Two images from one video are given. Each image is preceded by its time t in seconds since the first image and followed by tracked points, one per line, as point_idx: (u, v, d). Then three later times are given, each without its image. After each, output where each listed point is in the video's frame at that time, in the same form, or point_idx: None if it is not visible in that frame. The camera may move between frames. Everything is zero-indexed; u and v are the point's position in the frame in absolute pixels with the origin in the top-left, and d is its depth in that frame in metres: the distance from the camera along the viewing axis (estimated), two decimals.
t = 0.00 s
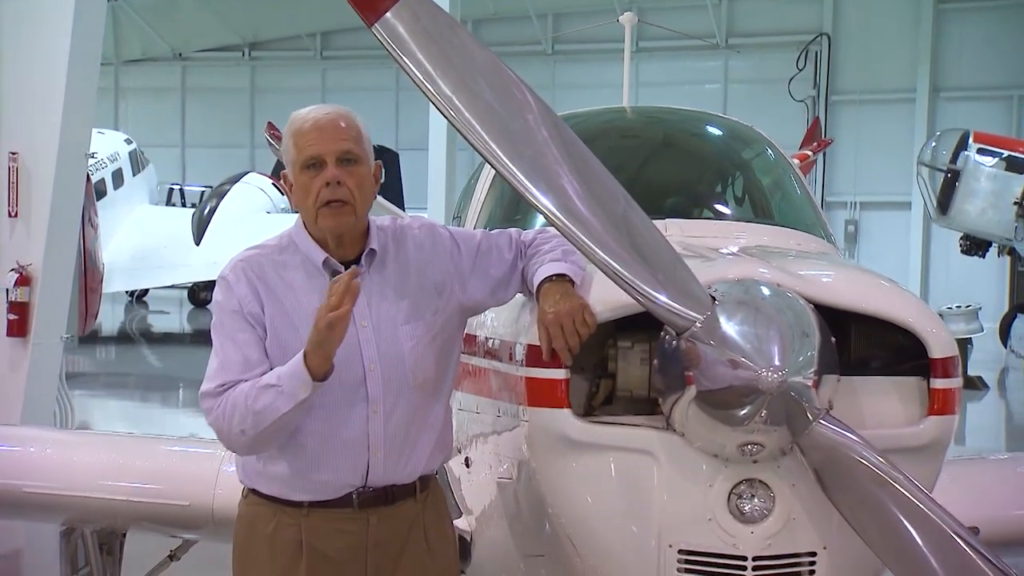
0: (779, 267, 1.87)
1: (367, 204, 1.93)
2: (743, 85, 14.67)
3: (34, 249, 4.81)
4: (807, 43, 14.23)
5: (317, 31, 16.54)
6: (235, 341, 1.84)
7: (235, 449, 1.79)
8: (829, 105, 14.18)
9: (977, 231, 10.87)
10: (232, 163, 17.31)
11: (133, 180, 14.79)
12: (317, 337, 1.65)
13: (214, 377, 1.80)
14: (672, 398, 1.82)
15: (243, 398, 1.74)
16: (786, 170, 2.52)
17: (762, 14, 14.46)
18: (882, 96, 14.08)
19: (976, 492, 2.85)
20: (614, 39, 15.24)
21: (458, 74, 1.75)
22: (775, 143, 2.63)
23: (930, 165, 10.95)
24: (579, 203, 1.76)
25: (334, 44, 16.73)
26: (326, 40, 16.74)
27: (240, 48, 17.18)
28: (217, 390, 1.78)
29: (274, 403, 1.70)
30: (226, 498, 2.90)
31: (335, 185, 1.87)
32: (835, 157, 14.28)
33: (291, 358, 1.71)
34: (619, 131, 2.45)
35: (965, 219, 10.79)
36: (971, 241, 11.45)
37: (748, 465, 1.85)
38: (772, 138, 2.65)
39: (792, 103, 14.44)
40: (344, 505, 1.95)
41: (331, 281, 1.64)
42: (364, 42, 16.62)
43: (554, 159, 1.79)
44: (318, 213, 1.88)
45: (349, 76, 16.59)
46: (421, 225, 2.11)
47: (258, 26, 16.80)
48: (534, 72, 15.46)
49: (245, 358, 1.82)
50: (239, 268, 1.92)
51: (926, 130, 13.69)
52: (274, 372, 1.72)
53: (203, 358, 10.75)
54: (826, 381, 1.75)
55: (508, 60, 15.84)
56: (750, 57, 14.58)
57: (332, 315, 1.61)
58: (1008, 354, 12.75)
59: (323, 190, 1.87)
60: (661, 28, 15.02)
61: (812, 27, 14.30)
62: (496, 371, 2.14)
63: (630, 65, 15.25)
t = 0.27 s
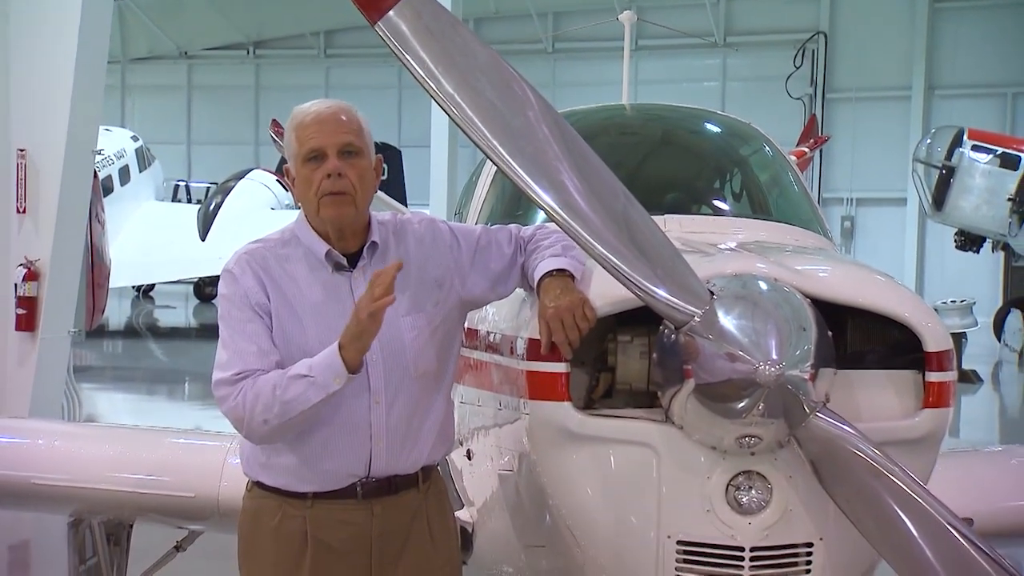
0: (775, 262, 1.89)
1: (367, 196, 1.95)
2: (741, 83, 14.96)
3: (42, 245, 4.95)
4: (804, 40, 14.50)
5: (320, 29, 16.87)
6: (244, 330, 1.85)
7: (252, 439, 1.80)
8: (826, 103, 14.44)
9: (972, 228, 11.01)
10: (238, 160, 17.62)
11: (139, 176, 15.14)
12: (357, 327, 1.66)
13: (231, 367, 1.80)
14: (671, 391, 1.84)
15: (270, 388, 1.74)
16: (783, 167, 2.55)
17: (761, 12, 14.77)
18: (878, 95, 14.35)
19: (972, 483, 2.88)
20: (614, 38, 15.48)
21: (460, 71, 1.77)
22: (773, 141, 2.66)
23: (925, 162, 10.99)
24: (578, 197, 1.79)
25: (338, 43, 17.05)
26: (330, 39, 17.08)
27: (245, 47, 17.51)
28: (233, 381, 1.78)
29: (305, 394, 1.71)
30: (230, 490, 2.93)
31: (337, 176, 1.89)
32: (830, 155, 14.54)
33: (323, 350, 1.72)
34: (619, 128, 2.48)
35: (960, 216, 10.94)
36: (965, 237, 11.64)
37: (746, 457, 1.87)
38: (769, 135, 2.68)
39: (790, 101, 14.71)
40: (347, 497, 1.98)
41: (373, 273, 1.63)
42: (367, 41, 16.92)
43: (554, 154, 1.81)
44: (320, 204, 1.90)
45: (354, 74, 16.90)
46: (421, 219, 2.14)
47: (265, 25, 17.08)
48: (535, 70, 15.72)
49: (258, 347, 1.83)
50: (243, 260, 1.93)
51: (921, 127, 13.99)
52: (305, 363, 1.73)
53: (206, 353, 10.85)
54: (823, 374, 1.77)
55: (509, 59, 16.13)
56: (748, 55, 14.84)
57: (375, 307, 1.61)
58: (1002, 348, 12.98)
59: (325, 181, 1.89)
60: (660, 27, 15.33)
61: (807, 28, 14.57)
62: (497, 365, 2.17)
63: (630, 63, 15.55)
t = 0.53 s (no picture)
0: (773, 256, 1.92)
1: (373, 189, 1.98)
2: (736, 80, 15.47)
3: (50, 240, 5.11)
4: (800, 39, 14.96)
5: (325, 28, 17.39)
6: (250, 327, 1.88)
7: (260, 436, 1.84)
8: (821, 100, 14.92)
9: (965, 223, 11.72)
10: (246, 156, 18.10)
11: (145, 172, 15.56)
12: (375, 338, 1.71)
13: (237, 366, 1.84)
14: (670, 383, 1.87)
15: (284, 391, 1.79)
16: (780, 163, 2.58)
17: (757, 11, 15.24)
18: (867, 93, 14.88)
19: (967, 474, 2.91)
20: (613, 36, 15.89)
21: (462, 68, 1.80)
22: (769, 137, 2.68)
23: (920, 158, 11.67)
24: (579, 192, 1.82)
25: (341, 41, 17.45)
26: (334, 37, 17.38)
27: (250, 45, 18.00)
28: (243, 380, 1.82)
29: (321, 401, 1.76)
30: (237, 480, 2.97)
31: (346, 169, 1.91)
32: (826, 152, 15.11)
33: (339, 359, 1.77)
34: (618, 125, 2.51)
35: (954, 212, 11.65)
36: (960, 233, 12.44)
37: (743, 448, 1.90)
38: (766, 131, 2.71)
39: (787, 98, 15.22)
40: (352, 487, 2.01)
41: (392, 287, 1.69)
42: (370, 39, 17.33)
43: (555, 150, 1.84)
44: (329, 199, 1.92)
45: (358, 72, 17.32)
46: (424, 214, 2.16)
47: (275, 25, 17.56)
48: (535, 68, 16.14)
49: (265, 344, 1.87)
50: (249, 255, 1.96)
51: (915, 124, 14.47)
52: (321, 372, 1.78)
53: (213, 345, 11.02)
54: (819, 366, 1.80)
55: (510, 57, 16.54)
56: (745, 53, 15.36)
57: (395, 322, 1.68)
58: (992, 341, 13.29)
59: (334, 174, 1.91)
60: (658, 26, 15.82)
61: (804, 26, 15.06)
62: (498, 358, 2.20)
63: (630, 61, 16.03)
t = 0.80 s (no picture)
0: (771, 249, 1.95)
1: (377, 183, 2.00)
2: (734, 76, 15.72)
3: (57, 233, 5.13)
4: (798, 35, 15.25)
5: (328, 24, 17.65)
6: (251, 323, 1.92)
7: (259, 433, 1.89)
8: (818, 96, 15.19)
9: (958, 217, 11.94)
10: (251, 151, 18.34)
11: (151, 167, 15.55)
12: (374, 344, 1.76)
13: (236, 365, 1.88)
14: (668, 374, 1.89)
15: (283, 393, 1.83)
16: (777, 157, 2.61)
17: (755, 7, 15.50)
18: (863, 87, 15.12)
19: (964, 466, 2.94)
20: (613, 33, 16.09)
21: (465, 64, 1.82)
22: (768, 131, 2.71)
23: (916, 153, 11.95)
24: (580, 186, 1.85)
25: (346, 37, 17.79)
26: (337, 33, 17.88)
27: (255, 42, 18.24)
28: (242, 378, 1.87)
29: (319, 405, 1.81)
30: (243, 469, 3.00)
31: (351, 163, 1.94)
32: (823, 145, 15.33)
33: (338, 362, 1.82)
34: (618, 120, 2.54)
35: (948, 206, 11.86)
36: (953, 227, 12.66)
37: (741, 438, 1.92)
38: (764, 126, 2.73)
39: (784, 93, 15.45)
40: (356, 476, 2.04)
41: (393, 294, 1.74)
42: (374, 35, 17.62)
43: (556, 145, 1.86)
44: (334, 193, 1.95)
45: (361, 67, 17.58)
46: (427, 207, 2.19)
47: (279, 20, 17.79)
48: (535, 63, 16.34)
49: (266, 342, 1.91)
50: (253, 249, 1.98)
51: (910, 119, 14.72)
52: (320, 376, 1.82)
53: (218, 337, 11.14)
54: (816, 358, 1.83)
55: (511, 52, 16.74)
56: (743, 48, 15.57)
57: (393, 332, 1.73)
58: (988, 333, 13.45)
59: (339, 169, 1.94)
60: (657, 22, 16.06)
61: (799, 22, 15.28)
62: (499, 350, 2.23)
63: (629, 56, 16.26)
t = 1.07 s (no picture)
0: (768, 245, 1.97)
1: (379, 179, 2.02)
2: (733, 73, 15.95)
3: (66, 229, 5.18)
4: (796, 34, 15.54)
5: (332, 22, 17.85)
6: (251, 321, 1.95)
7: (254, 431, 1.93)
8: (816, 94, 15.48)
9: (954, 213, 11.97)
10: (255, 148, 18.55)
11: (158, 163, 15.68)
12: (359, 353, 1.78)
13: (232, 364, 1.91)
14: (668, 368, 1.91)
15: (275, 396, 1.87)
16: (775, 153, 2.63)
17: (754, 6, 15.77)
18: (858, 85, 15.41)
19: (961, 460, 2.96)
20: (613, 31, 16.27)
21: (466, 61, 1.84)
22: (766, 128, 2.73)
23: (911, 149, 11.95)
24: (580, 182, 1.87)
25: (348, 35, 17.97)
26: (340, 31, 18.03)
27: (259, 39, 18.43)
28: (237, 378, 1.90)
29: (308, 410, 1.84)
30: (247, 462, 3.03)
31: (351, 160, 1.96)
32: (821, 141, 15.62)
33: (324, 369, 1.84)
34: (618, 117, 2.57)
35: (943, 202, 11.89)
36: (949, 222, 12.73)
37: (739, 431, 1.95)
38: (763, 123, 2.75)
39: (781, 90, 15.74)
40: (360, 468, 2.07)
41: (378, 304, 1.77)
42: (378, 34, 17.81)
43: (556, 141, 1.89)
44: (336, 189, 1.97)
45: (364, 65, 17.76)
46: (429, 203, 2.21)
47: (282, 19, 17.98)
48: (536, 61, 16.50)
49: (262, 341, 1.94)
50: (255, 245, 2.01)
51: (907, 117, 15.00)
52: (308, 380, 1.85)
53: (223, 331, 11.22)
54: (813, 352, 1.84)
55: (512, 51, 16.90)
56: (741, 46, 15.86)
57: (377, 342, 1.76)
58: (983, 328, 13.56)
59: (341, 165, 1.96)
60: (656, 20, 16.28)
61: (796, 20, 15.61)
62: (501, 344, 2.26)
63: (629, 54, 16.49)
